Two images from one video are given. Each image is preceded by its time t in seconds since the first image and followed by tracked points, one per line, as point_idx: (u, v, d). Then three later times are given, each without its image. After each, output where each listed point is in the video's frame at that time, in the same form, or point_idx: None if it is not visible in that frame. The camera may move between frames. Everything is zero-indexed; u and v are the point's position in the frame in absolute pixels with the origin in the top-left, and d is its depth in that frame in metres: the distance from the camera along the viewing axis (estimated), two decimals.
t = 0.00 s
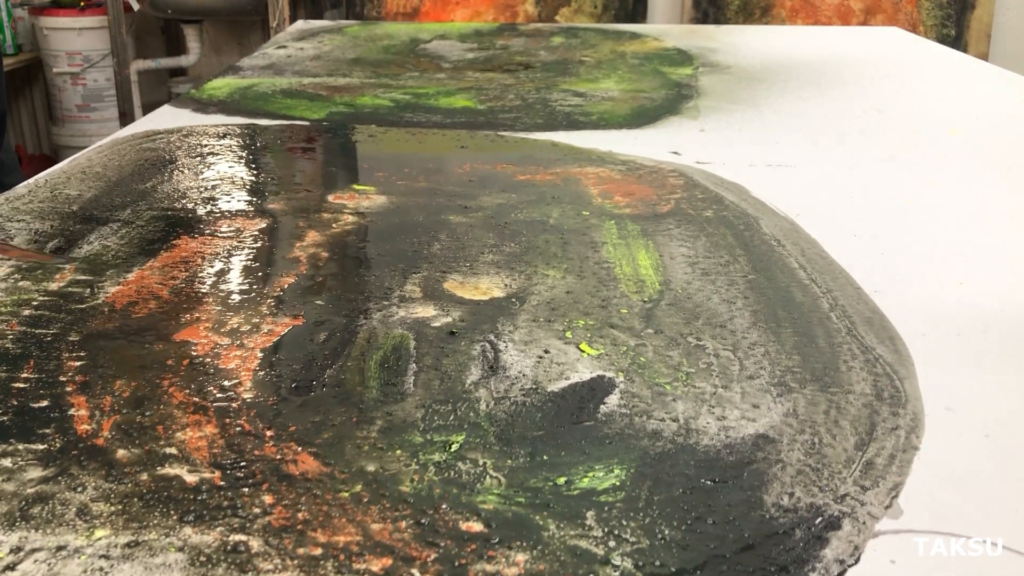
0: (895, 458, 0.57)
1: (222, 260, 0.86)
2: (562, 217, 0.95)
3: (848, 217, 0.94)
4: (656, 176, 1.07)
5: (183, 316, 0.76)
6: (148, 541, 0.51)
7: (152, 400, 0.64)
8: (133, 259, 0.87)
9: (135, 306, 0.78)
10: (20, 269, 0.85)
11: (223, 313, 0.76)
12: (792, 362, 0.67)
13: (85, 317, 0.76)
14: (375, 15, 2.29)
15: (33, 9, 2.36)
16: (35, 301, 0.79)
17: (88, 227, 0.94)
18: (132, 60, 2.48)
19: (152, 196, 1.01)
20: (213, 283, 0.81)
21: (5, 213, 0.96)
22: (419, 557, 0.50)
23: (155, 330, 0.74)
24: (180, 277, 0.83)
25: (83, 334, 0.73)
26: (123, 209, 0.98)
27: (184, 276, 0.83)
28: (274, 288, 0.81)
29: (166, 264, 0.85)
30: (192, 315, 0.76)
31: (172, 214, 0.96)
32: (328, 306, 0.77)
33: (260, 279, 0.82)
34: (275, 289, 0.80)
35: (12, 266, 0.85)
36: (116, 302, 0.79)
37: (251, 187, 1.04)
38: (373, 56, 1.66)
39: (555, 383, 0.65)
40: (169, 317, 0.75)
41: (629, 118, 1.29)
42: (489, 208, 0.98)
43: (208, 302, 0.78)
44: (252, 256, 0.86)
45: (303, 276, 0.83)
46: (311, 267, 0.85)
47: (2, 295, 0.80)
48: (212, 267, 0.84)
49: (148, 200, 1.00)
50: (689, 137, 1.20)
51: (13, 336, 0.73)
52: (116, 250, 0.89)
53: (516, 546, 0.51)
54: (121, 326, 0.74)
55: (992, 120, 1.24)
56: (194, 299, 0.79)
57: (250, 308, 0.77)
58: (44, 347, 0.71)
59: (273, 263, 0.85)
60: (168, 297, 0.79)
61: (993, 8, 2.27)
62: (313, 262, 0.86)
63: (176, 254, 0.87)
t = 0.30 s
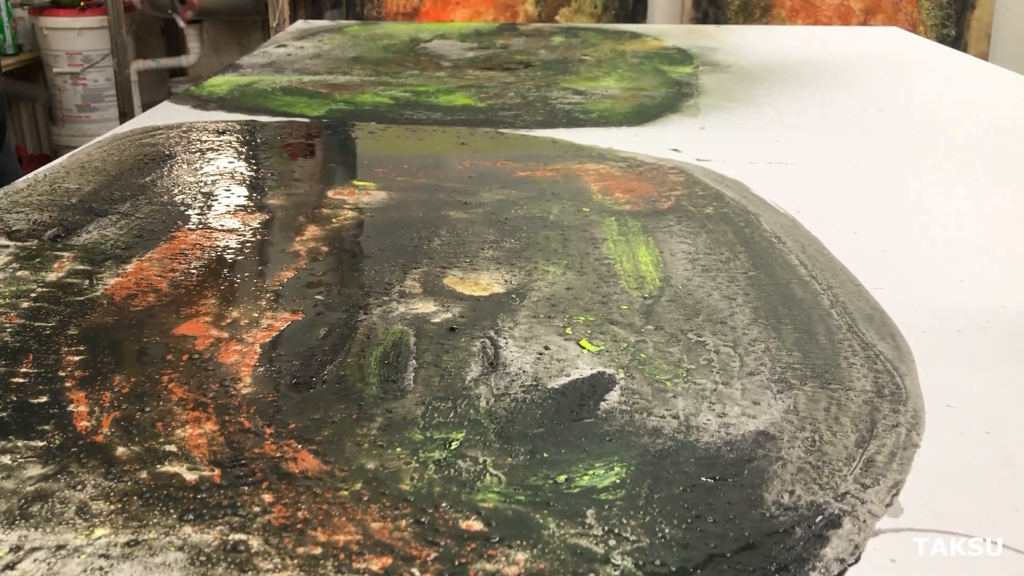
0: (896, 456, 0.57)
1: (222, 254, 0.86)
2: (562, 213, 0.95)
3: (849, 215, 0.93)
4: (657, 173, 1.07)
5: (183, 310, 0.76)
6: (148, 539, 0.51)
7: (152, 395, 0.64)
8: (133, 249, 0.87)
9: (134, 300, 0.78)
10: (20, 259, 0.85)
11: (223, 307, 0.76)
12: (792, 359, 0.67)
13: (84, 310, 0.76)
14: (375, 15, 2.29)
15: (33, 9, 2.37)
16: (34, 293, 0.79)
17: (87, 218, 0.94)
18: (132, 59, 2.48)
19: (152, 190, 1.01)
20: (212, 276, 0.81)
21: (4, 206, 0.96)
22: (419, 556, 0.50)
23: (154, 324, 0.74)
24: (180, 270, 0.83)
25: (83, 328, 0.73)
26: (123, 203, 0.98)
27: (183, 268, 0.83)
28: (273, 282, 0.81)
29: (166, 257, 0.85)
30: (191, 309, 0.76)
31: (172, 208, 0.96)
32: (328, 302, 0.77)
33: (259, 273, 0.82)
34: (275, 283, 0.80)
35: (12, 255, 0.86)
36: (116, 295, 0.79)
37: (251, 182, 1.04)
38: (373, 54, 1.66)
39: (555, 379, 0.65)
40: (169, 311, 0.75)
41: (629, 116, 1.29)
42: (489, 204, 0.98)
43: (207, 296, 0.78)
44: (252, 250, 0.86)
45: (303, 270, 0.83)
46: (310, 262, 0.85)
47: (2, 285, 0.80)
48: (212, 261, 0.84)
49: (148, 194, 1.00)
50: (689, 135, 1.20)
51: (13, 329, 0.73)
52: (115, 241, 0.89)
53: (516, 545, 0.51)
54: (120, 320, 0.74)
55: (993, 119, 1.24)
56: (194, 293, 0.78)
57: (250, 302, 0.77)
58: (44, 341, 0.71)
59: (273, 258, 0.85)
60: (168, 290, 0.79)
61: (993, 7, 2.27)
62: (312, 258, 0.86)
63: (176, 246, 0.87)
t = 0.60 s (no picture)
0: (896, 456, 0.57)
1: (222, 254, 0.86)
2: (562, 213, 0.95)
3: (849, 215, 0.93)
4: (657, 173, 1.07)
5: (183, 310, 0.76)
6: (148, 539, 0.51)
7: (153, 395, 0.64)
8: (133, 249, 0.87)
9: (134, 300, 0.78)
10: (20, 258, 0.85)
11: (223, 307, 0.76)
12: (792, 359, 0.67)
13: (84, 309, 0.76)
14: (375, 15, 2.29)
15: (34, 10, 2.37)
16: (34, 292, 0.79)
17: (87, 219, 0.94)
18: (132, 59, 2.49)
19: (152, 190, 1.01)
20: (212, 275, 0.81)
21: (4, 206, 0.96)
22: (419, 555, 0.50)
23: (154, 323, 0.74)
24: (180, 270, 0.83)
25: (83, 328, 0.73)
26: (123, 203, 0.98)
27: (183, 268, 0.83)
28: (273, 282, 0.81)
29: (166, 257, 0.85)
30: (191, 309, 0.76)
31: (172, 208, 0.96)
32: (328, 302, 0.77)
33: (259, 273, 0.82)
34: (275, 283, 0.80)
35: (13, 254, 0.86)
36: (116, 294, 0.79)
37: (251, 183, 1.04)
38: (373, 55, 1.66)
39: (555, 379, 0.65)
40: (169, 310, 0.75)
41: (629, 116, 1.30)
42: (489, 205, 0.98)
43: (207, 296, 0.78)
44: (252, 250, 0.86)
45: (303, 270, 0.83)
46: (310, 262, 0.85)
47: (2, 285, 0.80)
48: (212, 261, 0.84)
49: (148, 194, 1.00)
50: (689, 135, 1.20)
51: (13, 329, 0.73)
52: (115, 241, 0.89)
53: (516, 544, 0.51)
54: (120, 320, 0.74)
55: (992, 120, 1.24)
56: (194, 293, 0.78)
57: (250, 301, 0.77)
58: (44, 341, 0.71)
59: (273, 258, 0.85)
60: (168, 290, 0.79)
61: (993, 8, 2.27)
62: (312, 257, 0.86)
63: (176, 246, 0.87)
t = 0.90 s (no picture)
0: (896, 456, 0.57)
1: (222, 254, 0.86)
2: (562, 213, 0.95)
3: (849, 215, 0.93)
4: (657, 173, 1.07)
5: (183, 310, 0.76)
6: (148, 539, 0.51)
7: (152, 395, 0.64)
8: (133, 249, 0.87)
9: (134, 299, 0.78)
10: (19, 257, 0.85)
11: (223, 306, 0.76)
12: (792, 359, 0.67)
13: (84, 309, 0.76)
14: (375, 15, 2.29)
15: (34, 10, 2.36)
16: (34, 292, 0.79)
17: (87, 218, 0.94)
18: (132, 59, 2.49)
19: (152, 190, 1.01)
20: (212, 275, 0.81)
21: (4, 206, 0.96)
22: (419, 556, 0.50)
23: (154, 323, 0.74)
24: (180, 270, 0.83)
25: (83, 328, 0.73)
26: (123, 202, 0.98)
27: (183, 268, 0.83)
28: (273, 281, 0.81)
29: (166, 256, 0.85)
30: (191, 309, 0.76)
31: (172, 208, 0.96)
32: (327, 302, 0.77)
33: (259, 273, 0.82)
34: (275, 283, 0.80)
35: (12, 254, 0.86)
36: (115, 294, 0.79)
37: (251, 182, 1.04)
38: (374, 55, 1.66)
39: (555, 379, 0.65)
40: (169, 310, 0.75)
41: (629, 116, 1.29)
42: (489, 204, 0.98)
43: (207, 296, 0.78)
44: (252, 250, 0.86)
45: (303, 271, 0.83)
46: (310, 262, 0.85)
47: (2, 285, 0.80)
48: (212, 261, 0.84)
49: (148, 194, 1.00)
50: (689, 135, 1.20)
51: (13, 329, 0.73)
52: (115, 241, 0.89)
53: (516, 544, 0.51)
54: (120, 320, 0.74)
55: (993, 119, 1.24)
56: (194, 293, 0.78)
57: (250, 301, 0.77)
58: (43, 340, 0.71)
59: (273, 257, 0.85)
60: (168, 290, 0.79)
61: (993, 7, 2.27)
62: (312, 257, 0.86)
63: (176, 246, 0.87)
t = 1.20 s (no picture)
0: (896, 456, 0.57)
1: (222, 254, 0.86)
2: (562, 213, 0.95)
3: (848, 215, 0.93)
4: (657, 173, 1.07)
5: (182, 310, 0.76)
6: (148, 539, 0.51)
7: (152, 395, 0.64)
8: (132, 249, 0.87)
9: (134, 299, 0.78)
10: (19, 257, 0.85)
11: (223, 306, 0.76)
12: (792, 359, 0.67)
13: (84, 309, 0.76)
14: (375, 16, 2.29)
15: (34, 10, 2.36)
16: (34, 291, 0.79)
17: (87, 218, 0.94)
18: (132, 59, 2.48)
19: (152, 190, 1.01)
20: (212, 275, 0.81)
21: (4, 206, 0.96)
22: (419, 555, 0.50)
23: (154, 322, 0.74)
24: (180, 269, 0.83)
25: (83, 327, 0.73)
26: (123, 202, 0.98)
27: (183, 268, 0.83)
28: (273, 281, 0.81)
29: (165, 256, 0.85)
30: (191, 309, 0.76)
31: (172, 208, 0.96)
32: (327, 302, 0.77)
33: (259, 273, 0.82)
34: (274, 283, 0.80)
35: (12, 254, 0.86)
36: (115, 294, 0.79)
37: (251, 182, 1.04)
38: (374, 55, 1.66)
39: (555, 378, 0.65)
40: (169, 310, 0.75)
41: (629, 116, 1.29)
42: (489, 204, 0.98)
43: (207, 296, 0.78)
44: (252, 250, 0.86)
45: (302, 270, 0.83)
46: (309, 262, 0.84)
47: (2, 285, 0.80)
48: (212, 261, 0.84)
49: (148, 194, 1.00)
50: (689, 135, 1.20)
51: (13, 329, 0.73)
52: (115, 240, 0.89)
53: (516, 544, 0.51)
54: (120, 319, 0.74)
55: (992, 119, 1.24)
56: (194, 292, 0.78)
57: (250, 301, 0.77)
58: (43, 340, 0.71)
59: (273, 257, 0.85)
60: (168, 290, 0.79)
61: (993, 7, 2.27)
62: (312, 258, 0.86)
63: (175, 245, 0.87)
